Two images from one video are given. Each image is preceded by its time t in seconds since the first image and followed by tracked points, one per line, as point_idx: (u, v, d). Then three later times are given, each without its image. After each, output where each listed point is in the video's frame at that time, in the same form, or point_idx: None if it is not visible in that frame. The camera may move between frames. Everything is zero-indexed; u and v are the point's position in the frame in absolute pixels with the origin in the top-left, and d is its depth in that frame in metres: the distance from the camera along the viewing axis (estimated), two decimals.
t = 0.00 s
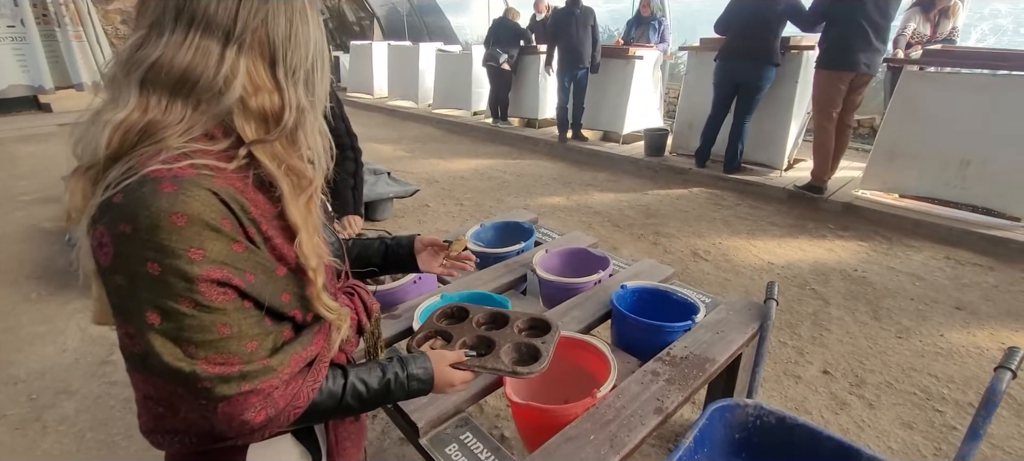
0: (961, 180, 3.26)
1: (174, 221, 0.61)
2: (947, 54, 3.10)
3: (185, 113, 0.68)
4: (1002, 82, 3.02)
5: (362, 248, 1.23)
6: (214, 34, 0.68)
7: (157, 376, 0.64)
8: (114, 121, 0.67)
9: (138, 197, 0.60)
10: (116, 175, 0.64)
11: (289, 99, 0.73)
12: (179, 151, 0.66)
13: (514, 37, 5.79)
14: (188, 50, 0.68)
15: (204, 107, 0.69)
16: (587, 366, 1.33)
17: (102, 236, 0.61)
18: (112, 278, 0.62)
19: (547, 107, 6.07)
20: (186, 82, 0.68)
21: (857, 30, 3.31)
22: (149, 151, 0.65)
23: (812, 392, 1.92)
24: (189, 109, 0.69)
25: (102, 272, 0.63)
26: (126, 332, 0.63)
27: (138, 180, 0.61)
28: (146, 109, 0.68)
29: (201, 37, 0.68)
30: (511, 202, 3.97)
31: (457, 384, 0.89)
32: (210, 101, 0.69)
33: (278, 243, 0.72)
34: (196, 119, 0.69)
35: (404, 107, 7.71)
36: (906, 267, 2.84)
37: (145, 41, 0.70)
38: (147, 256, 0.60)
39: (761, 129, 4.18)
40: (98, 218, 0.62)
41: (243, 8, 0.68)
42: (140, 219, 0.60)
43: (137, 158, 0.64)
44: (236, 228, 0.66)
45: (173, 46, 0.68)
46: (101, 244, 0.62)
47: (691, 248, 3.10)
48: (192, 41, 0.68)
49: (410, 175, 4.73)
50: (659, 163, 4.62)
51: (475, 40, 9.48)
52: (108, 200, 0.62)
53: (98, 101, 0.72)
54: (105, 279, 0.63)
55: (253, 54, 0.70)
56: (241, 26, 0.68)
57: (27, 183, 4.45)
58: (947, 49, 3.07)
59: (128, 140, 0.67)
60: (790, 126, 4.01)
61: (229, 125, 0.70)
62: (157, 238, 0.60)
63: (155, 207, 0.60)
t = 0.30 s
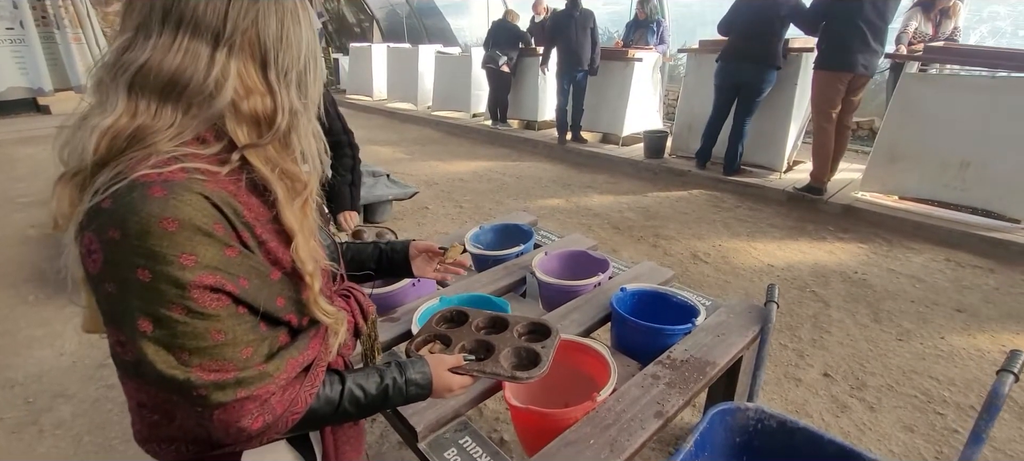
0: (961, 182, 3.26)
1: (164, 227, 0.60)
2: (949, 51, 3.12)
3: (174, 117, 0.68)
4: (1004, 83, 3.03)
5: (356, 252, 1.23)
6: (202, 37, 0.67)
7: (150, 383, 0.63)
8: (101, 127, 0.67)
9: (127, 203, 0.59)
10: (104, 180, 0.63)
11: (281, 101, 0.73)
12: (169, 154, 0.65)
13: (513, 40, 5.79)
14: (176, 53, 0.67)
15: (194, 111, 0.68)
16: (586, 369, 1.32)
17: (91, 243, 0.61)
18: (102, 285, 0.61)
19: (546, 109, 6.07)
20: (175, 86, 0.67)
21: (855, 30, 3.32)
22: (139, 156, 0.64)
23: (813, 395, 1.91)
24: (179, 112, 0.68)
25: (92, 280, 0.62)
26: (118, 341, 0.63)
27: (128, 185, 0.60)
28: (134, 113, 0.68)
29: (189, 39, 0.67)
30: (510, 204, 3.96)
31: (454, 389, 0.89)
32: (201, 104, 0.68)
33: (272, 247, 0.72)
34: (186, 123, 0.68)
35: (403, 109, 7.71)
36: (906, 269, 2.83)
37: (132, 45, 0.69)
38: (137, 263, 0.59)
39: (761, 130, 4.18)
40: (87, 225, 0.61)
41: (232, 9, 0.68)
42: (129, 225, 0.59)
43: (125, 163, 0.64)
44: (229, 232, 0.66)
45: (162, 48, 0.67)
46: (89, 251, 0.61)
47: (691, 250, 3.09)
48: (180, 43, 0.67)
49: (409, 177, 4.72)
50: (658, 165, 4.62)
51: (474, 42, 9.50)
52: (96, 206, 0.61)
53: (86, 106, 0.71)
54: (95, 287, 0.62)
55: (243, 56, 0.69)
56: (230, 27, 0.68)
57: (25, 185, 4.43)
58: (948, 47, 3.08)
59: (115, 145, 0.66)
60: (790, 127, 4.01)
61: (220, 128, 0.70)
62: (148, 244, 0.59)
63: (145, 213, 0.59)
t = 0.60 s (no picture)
0: (964, 185, 3.25)
1: (156, 235, 0.59)
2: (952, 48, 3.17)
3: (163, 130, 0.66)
4: (1007, 85, 3.01)
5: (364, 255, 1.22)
6: (177, 47, 0.65)
7: (142, 393, 0.62)
8: (87, 148, 0.65)
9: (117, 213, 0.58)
10: (96, 191, 0.63)
11: (267, 103, 0.70)
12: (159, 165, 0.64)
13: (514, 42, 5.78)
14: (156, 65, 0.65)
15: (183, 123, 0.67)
16: (589, 374, 1.31)
17: (84, 251, 0.60)
18: (95, 293, 0.61)
19: (547, 110, 6.06)
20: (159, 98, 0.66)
21: (857, 32, 3.31)
22: (128, 167, 0.63)
23: (817, 399, 1.90)
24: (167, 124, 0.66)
25: (84, 290, 0.61)
26: (111, 349, 0.62)
27: (121, 193, 0.59)
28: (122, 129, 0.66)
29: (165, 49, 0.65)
30: (511, 207, 3.95)
31: (456, 402, 0.88)
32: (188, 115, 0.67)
33: (267, 254, 0.71)
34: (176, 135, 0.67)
35: (404, 111, 7.70)
36: (909, 272, 2.82)
37: (112, 62, 0.67)
38: (129, 272, 0.58)
39: (762, 132, 4.17)
40: (79, 234, 0.60)
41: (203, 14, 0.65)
42: (120, 234, 0.58)
43: (115, 177, 0.63)
44: (223, 240, 0.65)
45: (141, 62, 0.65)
46: (83, 259, 0.60)
47: (693, 252, 3.08)
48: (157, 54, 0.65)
49: (410, 179, 4.71)
50: (659, 167, 4.60)
51: (474, 44, 9.47)
52: (87, 217, 0.60)
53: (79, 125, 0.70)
54: (89, 296, 0.62)
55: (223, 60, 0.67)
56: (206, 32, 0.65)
57: (25, 186, 4.43)
58: (951, 44, 3.13)
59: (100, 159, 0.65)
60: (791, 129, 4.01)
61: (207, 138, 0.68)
62: (139, 252, 0.58)
63: (135, 221, 0.58)
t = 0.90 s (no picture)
0: (969, 188, 3.23)
1: (103, 244, 0.60)
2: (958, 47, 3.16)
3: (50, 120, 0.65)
4: (1013, 87, 2.99)
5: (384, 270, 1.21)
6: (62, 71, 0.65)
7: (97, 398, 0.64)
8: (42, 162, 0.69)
9: (68, 221, 0.61)
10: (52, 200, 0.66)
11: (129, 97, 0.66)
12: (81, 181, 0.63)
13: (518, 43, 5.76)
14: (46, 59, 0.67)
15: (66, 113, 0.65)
16: (593, 381, 1.28)
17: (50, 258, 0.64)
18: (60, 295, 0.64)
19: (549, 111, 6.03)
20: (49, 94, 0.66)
21: (862, 34, 3.28)
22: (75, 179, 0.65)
23: (821, 405, 1.88)
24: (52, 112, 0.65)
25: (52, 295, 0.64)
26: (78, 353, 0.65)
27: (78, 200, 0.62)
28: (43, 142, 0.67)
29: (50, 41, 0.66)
30: (512, 208, 3.92)
31: (439, 440, 0.81)
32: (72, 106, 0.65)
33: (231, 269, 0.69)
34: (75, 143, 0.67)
35: (405, 111, 7.68)
36: (913, 276, 2.80)
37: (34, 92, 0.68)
38: (76, 280, 0.60)
39: (765, 134, 4.15)
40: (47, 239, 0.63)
41: None
42: (67, 243, 0.60)
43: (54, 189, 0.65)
44: (179, 255, 0.64)
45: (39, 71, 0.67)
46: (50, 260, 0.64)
47: (696, 255, 3.06)
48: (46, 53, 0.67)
49: (410, 180, 4.69)
50: (662, 168, 4.58)
51: (476, 44, 9.45)
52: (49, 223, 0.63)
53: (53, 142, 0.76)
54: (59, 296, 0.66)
55: (108, 47, 0.66)
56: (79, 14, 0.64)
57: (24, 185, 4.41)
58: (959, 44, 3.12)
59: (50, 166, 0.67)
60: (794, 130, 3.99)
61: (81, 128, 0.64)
62: (87, 262, 0.60)
63: (88, 229, 0.60)
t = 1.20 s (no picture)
0: (975, 191, 3.21)
1: (102, 256, 0.60)
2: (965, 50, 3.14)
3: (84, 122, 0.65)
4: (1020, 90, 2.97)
5: (389, 267, 1.21)
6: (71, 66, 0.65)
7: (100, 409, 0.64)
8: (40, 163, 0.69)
9: (68, 232, 0.61)
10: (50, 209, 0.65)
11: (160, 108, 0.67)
12: (84, 187, 0.64)
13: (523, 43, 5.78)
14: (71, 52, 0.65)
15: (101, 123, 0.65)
16: (598, 384, 1.28)
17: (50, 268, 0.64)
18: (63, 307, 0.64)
19: (552, 111, 6.03)
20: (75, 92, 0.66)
21: (868, 37, 3.27)
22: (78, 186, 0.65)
23: (827, 408, 1.87)
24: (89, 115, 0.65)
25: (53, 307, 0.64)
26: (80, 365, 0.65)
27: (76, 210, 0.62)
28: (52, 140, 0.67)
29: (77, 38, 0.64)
30: (516, 209, 3.92)
31: (440, 453, 0.81)
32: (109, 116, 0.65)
33: (233, 274, 0.68)
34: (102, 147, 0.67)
35: (408, 111, 7.69)
36: (919, 279, 2.78)
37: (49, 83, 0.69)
38: (78, 292, 0.60)
39: (769, 136, 4.15)
40: (46, 251, 0.63)
41: None
42: (67, 255, 0.60)
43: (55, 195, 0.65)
44: (181, 265, 0.64)
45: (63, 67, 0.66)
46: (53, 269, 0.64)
47: (700, 257, 3.05)
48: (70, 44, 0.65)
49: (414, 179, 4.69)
50: (666, 170, 4.57)
51: (480, 44, 9.45)
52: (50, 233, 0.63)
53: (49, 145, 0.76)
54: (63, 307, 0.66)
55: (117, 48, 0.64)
56: (121, 17, 0.62)
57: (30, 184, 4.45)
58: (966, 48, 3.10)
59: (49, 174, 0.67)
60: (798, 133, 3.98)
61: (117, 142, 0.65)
62: (86, 273, 0.60)
63: (90, 240, 0.60)
